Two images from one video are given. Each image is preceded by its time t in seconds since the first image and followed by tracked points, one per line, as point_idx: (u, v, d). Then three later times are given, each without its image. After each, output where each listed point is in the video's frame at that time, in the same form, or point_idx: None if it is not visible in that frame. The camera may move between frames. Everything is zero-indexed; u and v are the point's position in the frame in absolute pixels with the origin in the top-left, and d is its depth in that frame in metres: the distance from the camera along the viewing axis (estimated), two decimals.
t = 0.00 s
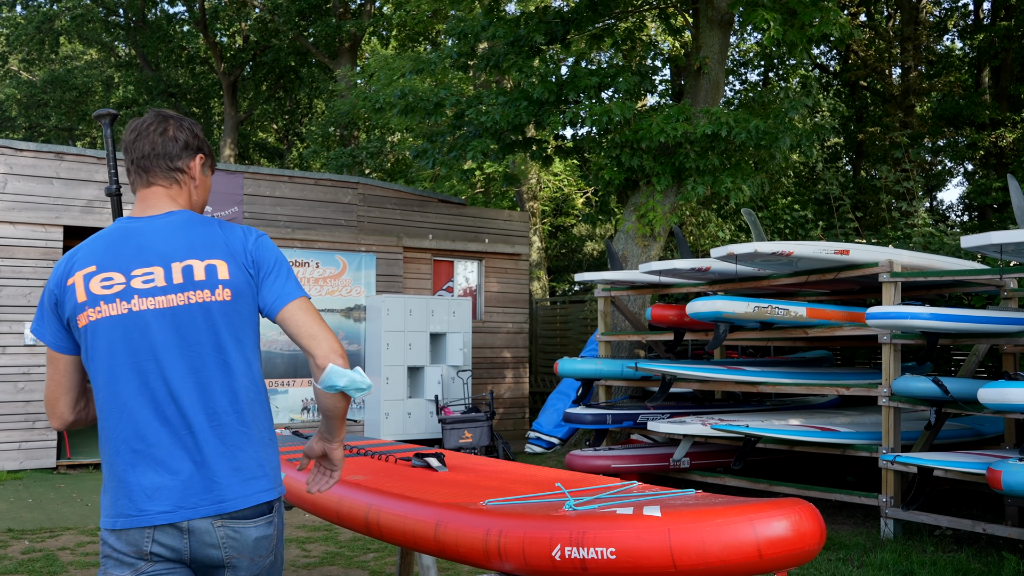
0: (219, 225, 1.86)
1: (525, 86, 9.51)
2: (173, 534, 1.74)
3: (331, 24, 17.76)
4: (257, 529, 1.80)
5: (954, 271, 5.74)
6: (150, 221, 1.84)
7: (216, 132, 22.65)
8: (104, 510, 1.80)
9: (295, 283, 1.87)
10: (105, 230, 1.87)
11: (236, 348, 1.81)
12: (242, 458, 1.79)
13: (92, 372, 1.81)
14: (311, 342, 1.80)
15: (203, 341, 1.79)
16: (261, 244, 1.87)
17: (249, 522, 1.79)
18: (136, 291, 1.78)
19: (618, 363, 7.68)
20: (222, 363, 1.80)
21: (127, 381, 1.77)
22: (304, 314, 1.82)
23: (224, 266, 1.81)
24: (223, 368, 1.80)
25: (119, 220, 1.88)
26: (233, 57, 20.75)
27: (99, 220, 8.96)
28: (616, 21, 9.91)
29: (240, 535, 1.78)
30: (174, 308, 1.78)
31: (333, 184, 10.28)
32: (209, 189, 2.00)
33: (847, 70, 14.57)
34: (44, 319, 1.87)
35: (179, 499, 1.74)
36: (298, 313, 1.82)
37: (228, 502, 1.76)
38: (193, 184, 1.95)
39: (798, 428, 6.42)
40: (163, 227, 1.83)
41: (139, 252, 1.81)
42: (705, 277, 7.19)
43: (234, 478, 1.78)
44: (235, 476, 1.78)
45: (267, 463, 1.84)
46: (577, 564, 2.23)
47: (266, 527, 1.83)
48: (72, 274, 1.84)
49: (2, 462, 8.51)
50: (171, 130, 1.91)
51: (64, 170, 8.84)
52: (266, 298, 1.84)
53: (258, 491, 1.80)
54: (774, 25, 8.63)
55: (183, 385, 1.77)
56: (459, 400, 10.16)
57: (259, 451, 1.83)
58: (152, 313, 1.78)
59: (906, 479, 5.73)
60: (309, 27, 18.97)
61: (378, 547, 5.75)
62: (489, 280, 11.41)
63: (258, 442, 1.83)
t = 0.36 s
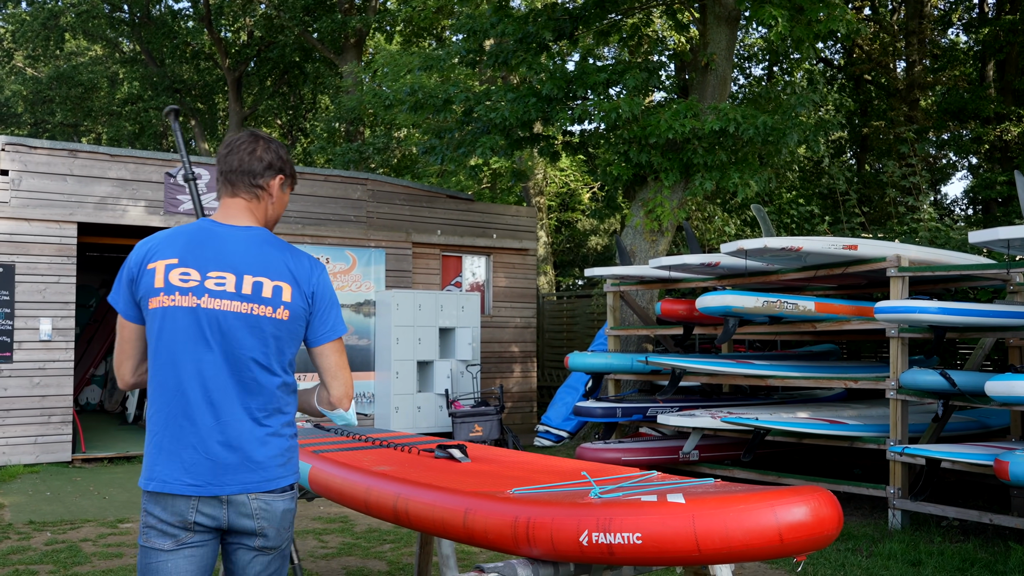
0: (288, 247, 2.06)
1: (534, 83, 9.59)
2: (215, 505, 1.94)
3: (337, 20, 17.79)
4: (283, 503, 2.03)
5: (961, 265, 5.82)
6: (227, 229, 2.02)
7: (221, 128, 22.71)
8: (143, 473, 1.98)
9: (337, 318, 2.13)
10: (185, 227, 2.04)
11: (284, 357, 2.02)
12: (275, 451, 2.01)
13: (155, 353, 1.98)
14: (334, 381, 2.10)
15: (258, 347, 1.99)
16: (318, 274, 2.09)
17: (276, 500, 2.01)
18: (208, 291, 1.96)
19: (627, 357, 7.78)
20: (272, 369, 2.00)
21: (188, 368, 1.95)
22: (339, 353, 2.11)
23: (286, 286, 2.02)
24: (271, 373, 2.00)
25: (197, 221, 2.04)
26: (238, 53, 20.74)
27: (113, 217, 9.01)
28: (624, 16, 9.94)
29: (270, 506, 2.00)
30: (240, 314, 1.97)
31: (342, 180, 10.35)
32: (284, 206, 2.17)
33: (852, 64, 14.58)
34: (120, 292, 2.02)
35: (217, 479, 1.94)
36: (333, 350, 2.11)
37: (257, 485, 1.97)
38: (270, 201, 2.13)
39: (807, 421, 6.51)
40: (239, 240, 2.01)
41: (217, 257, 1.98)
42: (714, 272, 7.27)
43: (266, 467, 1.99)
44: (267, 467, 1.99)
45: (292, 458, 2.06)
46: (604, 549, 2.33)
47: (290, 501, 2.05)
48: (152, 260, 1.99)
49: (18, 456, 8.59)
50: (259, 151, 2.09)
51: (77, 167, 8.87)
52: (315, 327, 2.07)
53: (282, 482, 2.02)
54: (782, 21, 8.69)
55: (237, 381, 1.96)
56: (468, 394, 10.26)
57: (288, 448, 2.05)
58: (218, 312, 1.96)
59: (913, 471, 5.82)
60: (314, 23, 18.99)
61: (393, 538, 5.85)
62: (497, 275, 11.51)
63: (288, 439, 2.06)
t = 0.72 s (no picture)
0: (302, 246, 2.20)
1: (540, 79, 9.63)
2: (220, 481, 2.10)
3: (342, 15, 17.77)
4: (285, 482, 2.12)
5: (966, 262, 5.86)
6: (247, 229, 2.20)
7: (225, 122, 22.74)
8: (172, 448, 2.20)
9: (352, 311, 2.19)
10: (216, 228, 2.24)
11: (290, 348, 2.15)
12: (280, 437, 2.13)
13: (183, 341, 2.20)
14: (343, 374, 2.14)
15: (266, 338, 2.14)
16: (330, 272, 2.19)
17: (279, 480, 2.11)
18: (225, 286, 2.14)
19: (633, 352, 7.83)
20: (278, 359, 2.14)
21: (204, 356, 2.14)
22: (347, 346, 2.16)
23: (294, 282, 2.15)
24: (279, 364, 2.14)
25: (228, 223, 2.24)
26: (242, 47, 20.71)
27: (122, 212, 9.04)
28: (630, 13, 9.95)
29: (271, 484, 2.10)
30: (250, 308, 2.13)
31: (349, 175, 10.39)
32: (312, 208, 2.34)
33: (856, 60, 14.57)
34: (161, 287, 2.27)
35: (221, 458, 2.10)
36: (344, 343, 2.16)
37: (258, 467, 2.09)
38: (297, 203, 2.29)
39: (812, 415, 6.56)
40: (257, 238, 2.18)
41: (235, 255, 2.16)
42: (721, 268, 7.32)
43: (269, 451, 2.11)
44: (270, 450, 2.11)
45: (301, 446, 2.17)
46: (618, 539, 2.40)
47: (293, 482, 2.13)
48: (183, 259, 2.22)
49: (28, 448, 8.65)
50: (282, 158, 2.27)
51: (86, 162, 8.91)
52: (324, 321, 2.17)
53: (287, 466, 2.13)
54: (787, 18, 8.73)
55: (244, 369, 2.12)
56: (474, 388, 10.33)
57: (295, 435, 2.16)
58: (229, 305, 2.13)
59: (918, 465, 5.87)
60: (318, 18, 18.98)
61: (402, 530, 5.91)
62: (502, 270, 11.56)
63: (296, 426, 2.17)
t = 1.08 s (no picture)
0: (258, 237, 2.42)
1: (546, 71, 9.62)
2: (211, 459, 2.42)
3: (346, 7, 17.72)
4: (260, 461, 2.37)
5: (973, 253, 5.85)
6: (227, 231, 2.50)
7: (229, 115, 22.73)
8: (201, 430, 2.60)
9: (294, 287, 2.34)
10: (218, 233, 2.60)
11: (251, 332, 2.40)
12: (248, 417, 2.38)
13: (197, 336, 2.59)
14: (280, 347, 2.30)
15: (232, 326, 2.41)
16: (279, 258, 2.36)
17: (252, 457, 2.37)
18: (204, 283, 2.47)
19: (639, 343, 7.86)
20: (245, 345, 2.40)
21: (198, 347, 2.50)
22: (282, 320, 2.30)
23: (247, 271, 2.38)
24: (246, 349, 2.40)
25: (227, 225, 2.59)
26: (247, 40, 20.61)
27: (128, 204, 9.05)
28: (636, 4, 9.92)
29: (247, 463, 2.37)
30: (217, 299, 2.43)
31: (355, 167, 10.41)
32: (299, 202, 2.58)
33: (861, 52, 14.51)
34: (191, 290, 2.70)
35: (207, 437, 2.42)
36: (284, 319, 2.30)
37: (230, 444, 2.37)
38: (281, 201, 2.57)
39: (819, 407, 6.57)
40: (228, 237, 2.48)
41: (213, 255, 2.48)
42: (727, 260, 7.33)
43: (239, 429, 2.37)
44: (240, 428, 2.37)
45: (272, 425, 2.39)
46: (628, 527, 2.42)
47: (268, 460, 2.37)
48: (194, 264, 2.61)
49: (36, 440, 8.68)
50: (263, 162, 2.55)
51: (93, 155, 8.93)
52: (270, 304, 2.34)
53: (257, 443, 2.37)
54: (794, 9, 8.70)
55: (217, 355, 2.42)
56: (480, 380, 10.35)
57: (265, 415, 2.39)
58: (209, 300, 2.45)
59: (924, 456, 5.88)
60: (323, 11, 18.94)
61: (409, 521, 5.94)
62: (508, 262, 11.58)
63: (268, 406, 2.40)
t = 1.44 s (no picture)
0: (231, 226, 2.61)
1: (553, 62, 9.60)
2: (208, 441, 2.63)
3: None
4: (241, 443, 2.52)
5: (982, 245, 5.83)
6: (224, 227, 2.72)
7: (235, 107, 22.71)
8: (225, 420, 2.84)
9: (239, 266, 2.47)
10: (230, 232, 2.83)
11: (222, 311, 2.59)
12: (223, 397, 2.54)
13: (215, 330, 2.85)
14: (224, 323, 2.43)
15: (212, 309, 2.62)
16: (236, 241, 2.51)
17: (235, 439, 2.52)
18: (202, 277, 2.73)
19: (646, 335, 7.85)
20: (217, 325, 2.59)
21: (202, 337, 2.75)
22: (226, 298, 2.43)
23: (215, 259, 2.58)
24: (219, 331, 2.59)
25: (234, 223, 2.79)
26: (251, 32, 20.36)
27: (134, 196, 9.05)
28: None
29: (231, 445, 2.54)
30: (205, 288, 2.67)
31: (361, 159, 10.40)
32: (290, 196, 2.69)
33: (869, 43, 14.41)
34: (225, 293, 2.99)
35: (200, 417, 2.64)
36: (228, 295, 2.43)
37: (208, 421, 2.56)
38: (274, 196, 2.68)
39: (826, 399, 6.56)
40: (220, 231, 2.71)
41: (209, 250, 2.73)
42: (734, 252, 7.31)
43: (219, 408, 2.55)
44: (216, 404, 2.56)
45: (246, 404, 2.54)
46: (636, 519, 2.43)
47: (247, 441, 2.52)
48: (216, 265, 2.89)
49: (44, 432, 8.71)
50: (257, 159, 2.68)
51: (99, 147, 8.93)
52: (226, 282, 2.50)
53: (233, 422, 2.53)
54: None
55: (203, 339, 2.65)
56: (486, 372, 10.36)
57: (236, 395, 2.53)
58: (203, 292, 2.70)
59: (931, 449, 5.87)
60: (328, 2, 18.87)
61: (416, 513, 5.96)
62: (514, 254, 11.57)
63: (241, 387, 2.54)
